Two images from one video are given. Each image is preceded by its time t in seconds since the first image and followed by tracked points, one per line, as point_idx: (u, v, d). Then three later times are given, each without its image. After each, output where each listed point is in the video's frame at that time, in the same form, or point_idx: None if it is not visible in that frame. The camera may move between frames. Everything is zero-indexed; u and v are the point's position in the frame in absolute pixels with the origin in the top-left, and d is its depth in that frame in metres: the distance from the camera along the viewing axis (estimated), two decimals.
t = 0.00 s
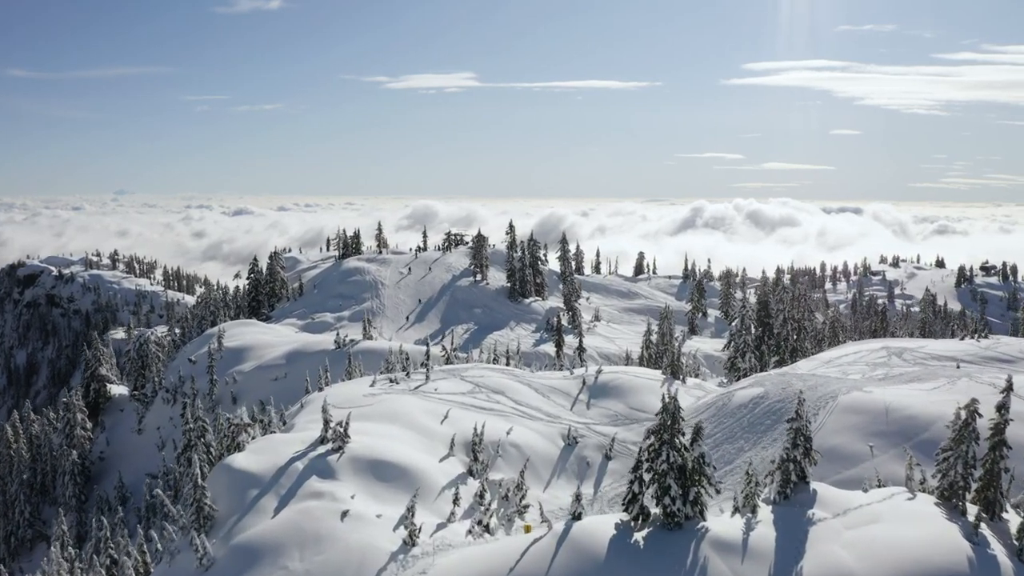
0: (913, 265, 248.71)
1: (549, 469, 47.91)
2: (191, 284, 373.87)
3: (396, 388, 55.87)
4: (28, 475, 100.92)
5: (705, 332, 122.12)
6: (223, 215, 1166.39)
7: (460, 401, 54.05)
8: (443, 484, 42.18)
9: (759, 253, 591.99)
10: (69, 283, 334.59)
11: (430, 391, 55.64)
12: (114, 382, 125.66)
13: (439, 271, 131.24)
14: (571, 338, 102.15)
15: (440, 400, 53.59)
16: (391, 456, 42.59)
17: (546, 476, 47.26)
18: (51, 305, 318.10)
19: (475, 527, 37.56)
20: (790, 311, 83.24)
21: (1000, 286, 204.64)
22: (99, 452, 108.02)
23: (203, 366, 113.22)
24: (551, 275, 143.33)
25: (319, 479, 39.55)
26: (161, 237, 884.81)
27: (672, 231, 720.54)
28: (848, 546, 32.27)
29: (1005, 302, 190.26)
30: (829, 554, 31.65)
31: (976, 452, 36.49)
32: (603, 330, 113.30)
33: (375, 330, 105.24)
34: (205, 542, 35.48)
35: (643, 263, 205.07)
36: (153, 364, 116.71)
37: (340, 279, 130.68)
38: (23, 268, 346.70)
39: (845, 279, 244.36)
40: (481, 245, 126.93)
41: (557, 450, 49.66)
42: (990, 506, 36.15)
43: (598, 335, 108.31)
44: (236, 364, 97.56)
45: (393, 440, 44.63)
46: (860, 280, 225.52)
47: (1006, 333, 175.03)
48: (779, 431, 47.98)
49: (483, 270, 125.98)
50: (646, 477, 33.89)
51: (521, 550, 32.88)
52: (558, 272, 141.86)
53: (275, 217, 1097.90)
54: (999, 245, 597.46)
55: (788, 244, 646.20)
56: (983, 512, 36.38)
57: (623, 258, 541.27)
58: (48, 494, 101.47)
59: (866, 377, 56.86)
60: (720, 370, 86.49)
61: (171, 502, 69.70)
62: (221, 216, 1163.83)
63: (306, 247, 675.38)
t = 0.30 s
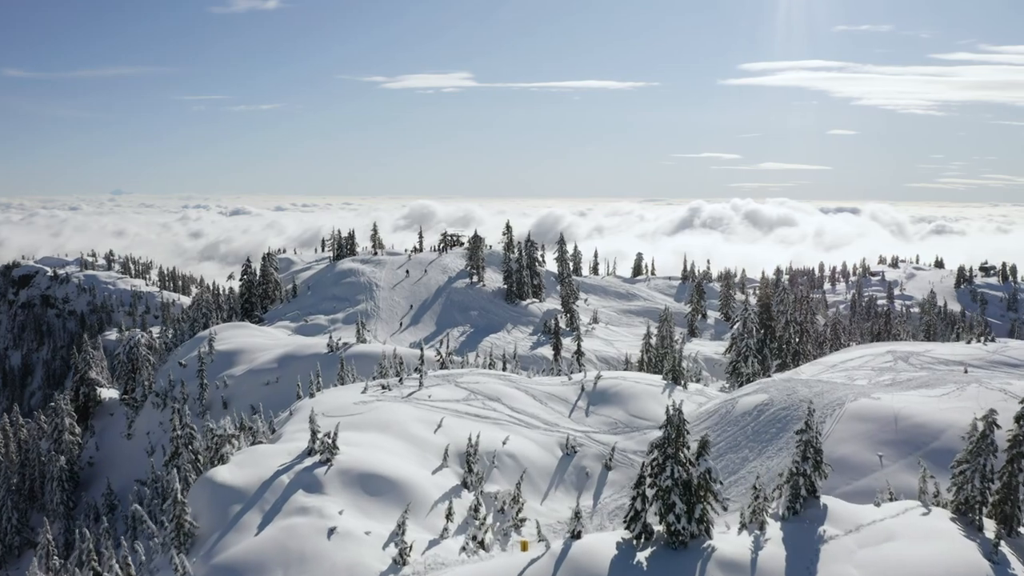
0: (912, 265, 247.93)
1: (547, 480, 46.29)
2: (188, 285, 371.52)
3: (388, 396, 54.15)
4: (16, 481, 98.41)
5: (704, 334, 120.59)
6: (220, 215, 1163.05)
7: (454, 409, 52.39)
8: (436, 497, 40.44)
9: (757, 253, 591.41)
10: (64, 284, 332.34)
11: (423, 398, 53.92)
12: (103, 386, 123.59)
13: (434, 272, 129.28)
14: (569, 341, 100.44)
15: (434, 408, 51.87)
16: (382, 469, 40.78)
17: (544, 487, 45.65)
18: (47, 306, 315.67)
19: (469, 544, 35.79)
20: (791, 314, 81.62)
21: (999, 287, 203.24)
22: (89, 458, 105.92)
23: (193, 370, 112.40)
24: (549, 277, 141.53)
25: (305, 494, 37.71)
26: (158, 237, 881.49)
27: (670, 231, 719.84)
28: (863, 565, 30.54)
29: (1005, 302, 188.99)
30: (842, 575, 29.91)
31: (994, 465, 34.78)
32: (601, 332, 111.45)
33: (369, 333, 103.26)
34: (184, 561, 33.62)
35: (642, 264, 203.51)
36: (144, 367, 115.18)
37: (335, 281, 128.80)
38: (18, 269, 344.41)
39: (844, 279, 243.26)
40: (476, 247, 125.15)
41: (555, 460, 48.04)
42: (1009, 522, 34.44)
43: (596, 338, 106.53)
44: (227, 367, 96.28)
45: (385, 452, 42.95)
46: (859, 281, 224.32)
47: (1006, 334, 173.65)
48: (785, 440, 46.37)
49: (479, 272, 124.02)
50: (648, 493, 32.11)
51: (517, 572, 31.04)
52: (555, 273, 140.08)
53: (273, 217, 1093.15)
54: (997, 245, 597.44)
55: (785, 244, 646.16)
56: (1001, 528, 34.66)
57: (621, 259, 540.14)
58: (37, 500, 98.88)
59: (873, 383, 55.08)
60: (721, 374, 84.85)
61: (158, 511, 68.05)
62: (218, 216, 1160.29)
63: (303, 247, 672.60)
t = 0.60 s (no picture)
0: (912, 265, 247.98)
1: (545, 492, 44.67)
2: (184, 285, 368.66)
3: (380, 405, 52.48)
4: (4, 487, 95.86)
5: (704, 337, 119.10)
6: (217, 215, 1158.04)
7: (448, 417, 50.71)
8: (429, 512, 38.75)
9: (755, 253, 590.89)
10: (59, 284, 329.62)
11: (417, 407, 52.22)
12: (93, 390, 121.33)
13: (430, 274, 127.43)
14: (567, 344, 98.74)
15: (428, 417, 50.19)
16: (371, 483, 39.02)
17: (541, 500, 44.04)
18: (41, 306, 312.89)
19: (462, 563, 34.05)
20: (793, 316, 79.86)
21: (999, 287, 202.36)
22: (77, 463, 103.80)
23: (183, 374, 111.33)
24: (546, 278, 139.72)
25: (291, 510, 35.90)
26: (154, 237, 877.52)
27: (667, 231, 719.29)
28: None
29: (1004, 303, 187.89)
30: None
31: (1013, 479, 33.11)
32: (599, 335, 109.77)
33: (362, 336, 101.36)
34: None
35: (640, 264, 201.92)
36: (134, 371, 113.39)
37: (328, 282, 126.84)
38: (12, 270, 341.54)
39: (842, 280, 242.22)
40: (472, 247, 123.27)
41: (553, 471, 46.45)
42: None
43: (594, 341, 104.86)
44: (218, 371, 95.28)
45: (375, 466, 41.27)
46: (857, 281, 223.25)
47: (1007, 334, 172.61)
48: (790, 450, 44.88)
49: (475, 273, 122.13)
50: (652, 511, 30.36)
51: None
52: (553, 274, 138.41)
53: (270, 217, 1092.62)
54: (994, 245, 598.18)
55: (782, 244, 646.38)
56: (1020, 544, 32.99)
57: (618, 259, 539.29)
58: (25, 507, 96.36)
59: (879, 389, 53.32)
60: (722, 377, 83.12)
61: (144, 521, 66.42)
62: (215, 216, 1156.15)
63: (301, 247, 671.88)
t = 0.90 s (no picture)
0: (910, 266, 247.27)
1: (542, 506, 42.86)
2: (178, 286, 365.24)
3: (370, 417, 50.59)
4: None
5: (703, 339, 117.41)
6: (213, 215, 1152.68)
7: (441, 429, 48.82)
8: (419, 530, 36.83)
9: (752, 253, 590.86)
10: (52, 285, 327.41)
11: (408, 417, 50.30)
12: (80, 394, 118.79)
13: (424, 276, 125.36)
14: (564, 348, 96.81)
15: (420, 429, 48.29)
16: (358, 501, 37.03)
17: (538, 514, 42.22)
18: (35, 308, 309.35)
19: None
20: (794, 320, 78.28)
21: (998, 287, 201.13)
22: (64, 470, 101.62)
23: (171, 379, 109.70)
24: (542, 280, 137.75)
25: (272, 530, 33.96)
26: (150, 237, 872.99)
27: (664, 231, 718.25)
28: None
29: (1003, 303, 186.67)
30: None
31: None
32: (597, 338, 107.90)
33: (355, 340, 99.28)
34: None
35: (638, 266, 200.22)
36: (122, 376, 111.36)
37: (321, 284, 124.73)
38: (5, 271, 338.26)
39: (840, 280, 240.93)
40: (467, 249, 121.19)
41: (550, 484, 44.60)
42: None
43: (591, 344, 103.08)
44: (207, 376, 95.78)
45: (363, 483, 39.39)
46: (856, 282, 222.04)
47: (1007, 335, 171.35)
48: (796, 462, 43.25)
49: (470, 275, 120.14)
50: (657, 532, 28.37)
51: None
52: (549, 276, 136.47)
53: (266, 217, 1088.83)
54: (991, 245, 598.89)
55: (779, 244, 646.12)
56: None
57: (616, 259, 537.87)
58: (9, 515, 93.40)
59: (887, 396, 51.38)
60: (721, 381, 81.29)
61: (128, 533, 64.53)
62: (211, 216, 1150.34)
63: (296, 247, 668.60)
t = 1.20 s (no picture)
0: (908, 266, 247.01)
1: (538, 519, 41.30)
2: (172, 286, 361.90)
3: (361, 430, 49.11)
4: None
5: (701, 341, 116.04)
6: (209, 215, 1146.47)
7: (433, 440, 47.38)
8: (410, 547, 35.18)
9: (748, 253, 590.41)
10: (45, 286, 323.93)
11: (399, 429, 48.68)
12: (69, 398, 116.47)
13: (419, 278, 123.75)
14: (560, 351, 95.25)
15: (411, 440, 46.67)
16: (345, 517, 35.45)
17: (534, 527, 40.65)
18: (27, 309, 305.53)
19: None
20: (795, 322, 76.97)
21: (996, 288, 200.23)
22: (52, 475, 99.59)
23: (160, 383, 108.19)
24: (538, 281, 136.28)
25: (254, 549, 32.36)
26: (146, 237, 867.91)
27: (660, 232, 717.56)
28: None
29: (1001, 303, 185.74)
30: None
31: None
32: (593, 340, 106.45)
33: (347, 343, 97.60)
34: None
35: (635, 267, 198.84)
36: (110, 380, 109.48)
37: (313, 286, 122.91)
38: None
39: (838, 281, 239.96)
40: (462, 250, 119.44)
41: (546, 496, 43.04)
42: None
43: (589, 347, 101.53)
44: (196, 381, 97.76)
45: (351, 499, 37.80)
46: (853, 283, 221.16)
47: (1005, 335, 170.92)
48: (802, 471, 41.79)
49: (465, 276, 118.41)
50: (660, 554, 26.72)
51: None
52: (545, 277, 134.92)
53: (262, 217, 1083.62)
54: (986, 244, 600.61)
55: (775, 244, 646.46)
56: None
57: (612, 259, 536.53)
58: None
59: (894, 403, 49.86)
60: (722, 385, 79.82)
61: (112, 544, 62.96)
62: (207, 216, 1144.44)
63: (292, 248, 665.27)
